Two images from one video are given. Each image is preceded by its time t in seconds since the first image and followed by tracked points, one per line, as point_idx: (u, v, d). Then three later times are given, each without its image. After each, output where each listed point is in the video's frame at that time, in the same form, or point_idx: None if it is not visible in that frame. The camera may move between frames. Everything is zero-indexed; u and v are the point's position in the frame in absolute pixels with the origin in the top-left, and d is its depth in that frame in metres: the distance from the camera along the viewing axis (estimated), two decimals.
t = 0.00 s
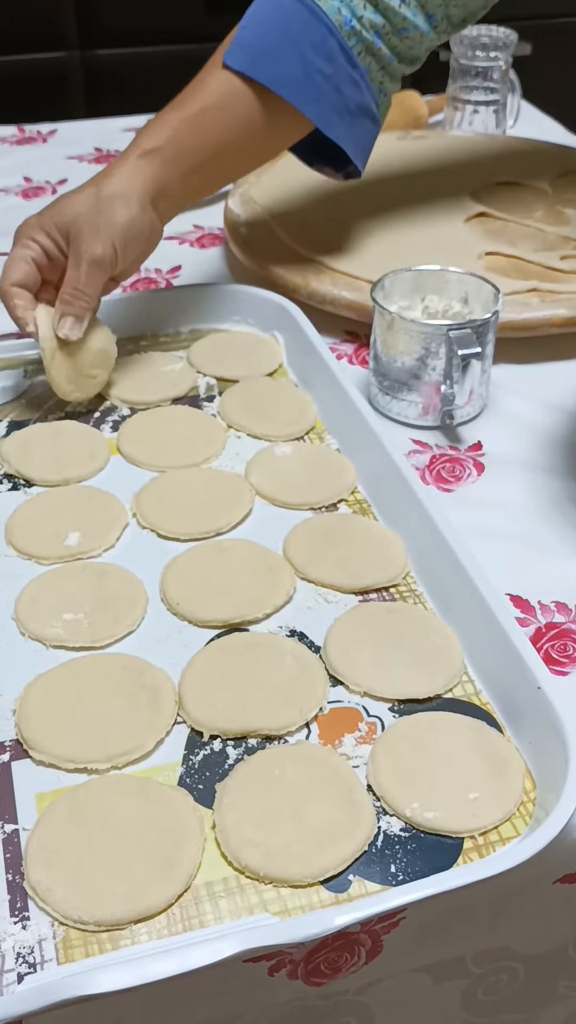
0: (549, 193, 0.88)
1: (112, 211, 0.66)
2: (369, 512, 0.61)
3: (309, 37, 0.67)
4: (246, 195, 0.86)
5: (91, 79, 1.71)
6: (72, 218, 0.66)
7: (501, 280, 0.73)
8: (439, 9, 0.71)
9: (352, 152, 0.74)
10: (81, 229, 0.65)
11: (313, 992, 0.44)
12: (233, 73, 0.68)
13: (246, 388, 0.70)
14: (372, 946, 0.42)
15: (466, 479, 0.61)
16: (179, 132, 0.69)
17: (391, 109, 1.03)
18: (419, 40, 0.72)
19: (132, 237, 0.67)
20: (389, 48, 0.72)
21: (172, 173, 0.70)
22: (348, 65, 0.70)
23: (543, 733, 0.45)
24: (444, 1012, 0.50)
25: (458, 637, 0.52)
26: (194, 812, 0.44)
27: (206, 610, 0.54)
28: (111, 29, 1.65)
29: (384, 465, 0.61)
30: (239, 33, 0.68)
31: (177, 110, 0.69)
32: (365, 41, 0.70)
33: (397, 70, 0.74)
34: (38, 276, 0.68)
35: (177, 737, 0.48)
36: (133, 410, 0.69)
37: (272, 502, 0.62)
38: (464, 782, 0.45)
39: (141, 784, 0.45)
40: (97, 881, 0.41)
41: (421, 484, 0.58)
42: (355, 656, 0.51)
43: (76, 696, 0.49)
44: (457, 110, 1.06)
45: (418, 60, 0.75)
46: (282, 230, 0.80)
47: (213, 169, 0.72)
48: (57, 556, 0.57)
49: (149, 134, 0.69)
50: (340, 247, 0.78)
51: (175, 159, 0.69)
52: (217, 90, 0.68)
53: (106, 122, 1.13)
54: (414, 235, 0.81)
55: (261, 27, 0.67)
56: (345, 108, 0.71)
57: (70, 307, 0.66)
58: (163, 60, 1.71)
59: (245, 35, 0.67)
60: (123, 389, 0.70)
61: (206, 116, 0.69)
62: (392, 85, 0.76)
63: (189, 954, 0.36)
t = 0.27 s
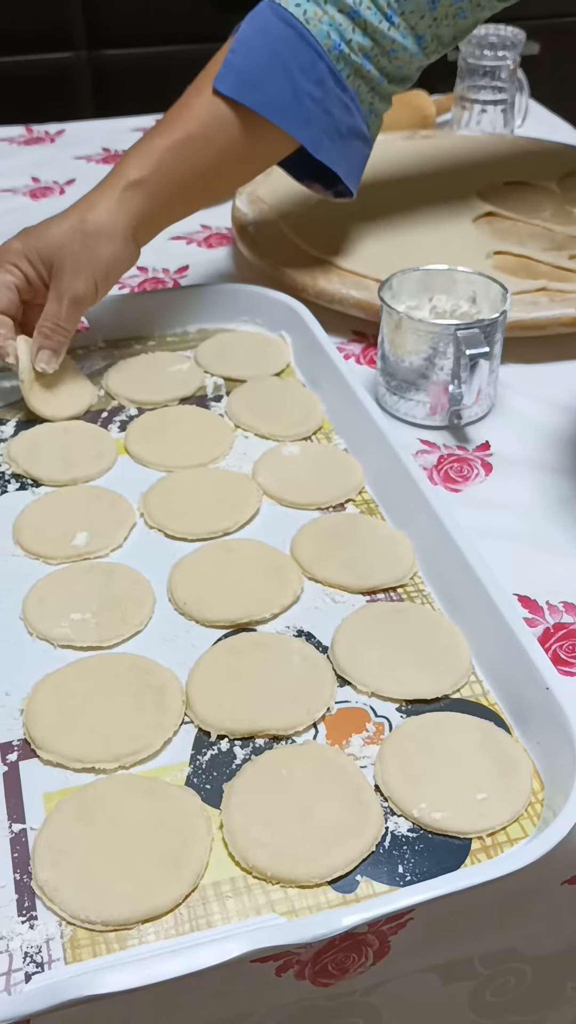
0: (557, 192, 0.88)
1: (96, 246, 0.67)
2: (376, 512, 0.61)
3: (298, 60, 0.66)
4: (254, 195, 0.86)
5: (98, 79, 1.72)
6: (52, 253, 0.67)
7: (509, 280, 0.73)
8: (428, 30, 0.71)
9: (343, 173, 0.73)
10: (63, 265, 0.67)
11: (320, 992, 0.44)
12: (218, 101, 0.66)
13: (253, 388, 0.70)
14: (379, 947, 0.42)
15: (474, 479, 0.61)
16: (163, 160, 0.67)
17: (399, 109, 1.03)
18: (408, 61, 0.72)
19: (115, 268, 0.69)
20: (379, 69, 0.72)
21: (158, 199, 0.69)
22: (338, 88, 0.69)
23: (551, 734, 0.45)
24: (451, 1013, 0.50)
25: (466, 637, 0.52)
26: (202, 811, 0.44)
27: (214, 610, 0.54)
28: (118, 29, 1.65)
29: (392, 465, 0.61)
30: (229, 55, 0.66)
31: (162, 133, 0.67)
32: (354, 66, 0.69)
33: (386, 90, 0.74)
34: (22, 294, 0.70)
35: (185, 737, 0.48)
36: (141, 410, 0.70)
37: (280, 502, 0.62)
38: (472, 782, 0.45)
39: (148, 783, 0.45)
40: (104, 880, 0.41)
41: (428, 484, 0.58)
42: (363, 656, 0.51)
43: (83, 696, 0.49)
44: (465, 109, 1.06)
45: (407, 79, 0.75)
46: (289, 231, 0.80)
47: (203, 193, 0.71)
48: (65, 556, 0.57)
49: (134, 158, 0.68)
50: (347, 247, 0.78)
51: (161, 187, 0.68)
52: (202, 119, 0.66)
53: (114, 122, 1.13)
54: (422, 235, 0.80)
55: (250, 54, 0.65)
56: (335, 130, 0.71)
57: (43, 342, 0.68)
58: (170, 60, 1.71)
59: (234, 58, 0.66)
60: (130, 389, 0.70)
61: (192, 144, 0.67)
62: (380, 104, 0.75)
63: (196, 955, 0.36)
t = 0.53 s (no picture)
0: (562, 191, 0.87)
1: (103, 256, 0.66)
2: (381, 512, 0.61)
3: (303, 63, 0.67)
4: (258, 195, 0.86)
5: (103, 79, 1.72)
6: (56, 259, 0.66)
7: (514, 280, 0.73)
8: (431, 32, 0.71)
9: (346, 175, 0.73)
10: (69, 271, 0.66)
11: (324, 991, 0.44)
12: (222, 106, 0.66)
13: (257, 388, 0.70)
14: (383, 947, 0.42)
15: (479, 479, 0.61)
16: (168, 165, 0.67)
17: (404, 108, 1.03)
18: (411, 63, 0.72)
19: (120, 277, 0.68)
20: (382, 71, 0.72)
21: (162, 204, 0.69)
22: (342, 91, 0.69)
23: (555, 735, 0.45)
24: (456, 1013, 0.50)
25: (471, 637, 0.52)
26: (206, 810, 0.44)
27: (218, 610, 0.54)
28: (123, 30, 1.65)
29: (397, 464, 0.61)
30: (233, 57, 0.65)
31: (166, 138, 0.67)
32: (357, 68, 0.70)
33: (389, 92, 0.74)
34: (25, 302, 0.68)
35: (189, 736, 0.48)
36: (145, 410, 0.70)
37: (284, 502, 0.62)
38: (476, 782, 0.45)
39: (153, 782, 0.45)
40: (108, 879, 0.41)
41: (433, 484, 0.58)
42: (367, 656, 0.51)
43: (88, 695, 0.49)
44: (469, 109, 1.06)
45: (409, 80, 0.75)
46: (295, 230, 0.80)
47: (204, 196, 0.71)
48: (70, 555, 0.57)
49: (137, 164, 0.67)
50: (352, 246, 0.78)
51: (165, 192, 0.68)
52: (206, 124, 0.66)
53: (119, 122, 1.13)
54: (427, 235, 0.80)
55: (255, 55, 0.65)
56: (338, 133, 0.71)
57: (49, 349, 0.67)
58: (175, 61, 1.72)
59: (239, 60, 0.65)
60: (135, 389, 0.70)
61: (196, 148, 0.67)
62: (383, 105, 0.75)
63: (200, 954, 0.36)
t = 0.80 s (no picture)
0: (563, 191, 0.87)
1: (125, 137, 0.65)
2: (381, 511, 0.61)
3: None
4: (259, 195, 0.86)
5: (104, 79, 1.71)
6: (80, 141, 0.64)
7: (515, 279, 0.73)
8: None
9: (353, 96, 0.75)
10: (92, 152, 0.64)
11: (324, 989, 0.44)
12: (247, 8, 0.67)
13: (258, 387, 0.70)
14: (383, 945, 0.42)
15: (479, 478, 0.61)
16: (193, 59, 0.66)
17: (404, 107, 1.03)
18: None
19: (139, 161, 0.67)
20: (400, 1, 0.74)
21: (176, 103, 0.68)
22: (359, 9, 0.72)
23: (554, 733, 0.45)
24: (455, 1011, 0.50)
25: (471, 636, 0.52)
26: (206, 809, 0.44)
27: (218, 609, 0.54)
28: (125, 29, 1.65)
29: (397, 463, 0.61)
30: None
31: (193, 30, 0.66)
32: None
33: (405, 28, 0.76)
34: (33, 183, 0.65)
35: (189, 735, 0.48)
36: (146, 409, 0.70)
37: (285, 501, 0.62)
38: (476, 780, 0.45)
39: (153, 780, 0.45)
40: (109, 876, 0.41)
41: (433, 483, 0.58)
42: (367, 655, 0.51)
43: (89, 693, 0.49)
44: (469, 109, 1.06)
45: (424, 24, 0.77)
46: (295, 230, 0.80)
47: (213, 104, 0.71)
48: (70, 555, 0.58)
49: (162, 50, 0.67)
50: (353, 246, 0.78)
51: (183, 90, 0.67)
52: (231, 18, 0.67)
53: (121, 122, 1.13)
54: (428, 234, 0.80)
55: None
56: (351, 54, 0.73)
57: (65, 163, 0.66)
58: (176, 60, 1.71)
59: None
60: (136, 388, 0.70)
61: (220, 43, 0.67)
62: (397, 42, 0.77)
63: (200, 950, 0.36)
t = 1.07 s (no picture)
0: (564, 191, 0.88)
1: None
2: (382, 512, 0.61)
3: None
4: (260, 196, 0.86)
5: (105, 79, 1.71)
6: None
7: (516, 279, 0.73)
8: None
9: None
10: None
11: (324, 988, 0.44)
12: None
13: (259, 387, 0.71)
14: (384, 944, 0.42)
15: (480, 479, 0.61)
16: None
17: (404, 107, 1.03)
18: None
19: None
20: None
21: None
22: None
23: (555, 733, 0.45)
24: (456, 1010, 0.50)
25: (471, 636, 0.52)
26: (207, 808, 0.44)
27: (219, 609, 0.54)
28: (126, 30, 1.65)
29: (398, 463, 0.61)
30: None
31: None
32: None
33: None
34: None
35: (191, 735, 0.48)
36: (147, 409, 0.70)
37: (286, 501, 0.62)
38: (477, 780, 0.45)
39: (155, 780, 0.45)
40: (110, 876, 0.41)
41: (434, 483, 0.58)
42: (368, 655, 0.51)
43: (90, 693, 0.49)
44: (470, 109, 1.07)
45: None
46: (297, 230, 0.80)
47: None
48: (72, 555, 0.58)
49: None
50: (354, 246, 0.78)
51: None
52: None
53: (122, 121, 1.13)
54: (429, 234, 0.81)
55: None
56: None
57: None
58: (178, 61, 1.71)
59: None
60: (137, 388, 0.70)
61: None
62: None
63: (201, 949, 0.37)
